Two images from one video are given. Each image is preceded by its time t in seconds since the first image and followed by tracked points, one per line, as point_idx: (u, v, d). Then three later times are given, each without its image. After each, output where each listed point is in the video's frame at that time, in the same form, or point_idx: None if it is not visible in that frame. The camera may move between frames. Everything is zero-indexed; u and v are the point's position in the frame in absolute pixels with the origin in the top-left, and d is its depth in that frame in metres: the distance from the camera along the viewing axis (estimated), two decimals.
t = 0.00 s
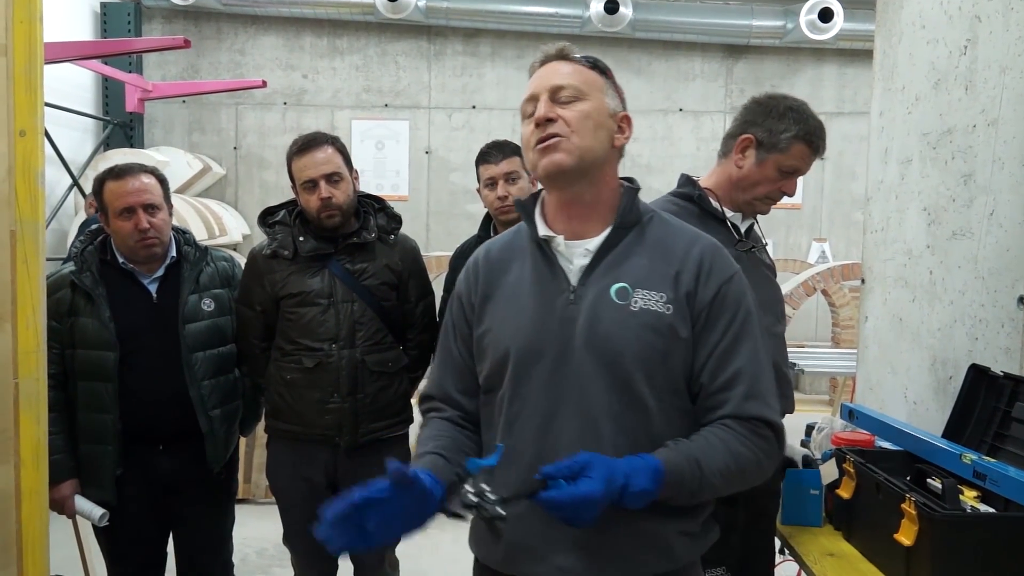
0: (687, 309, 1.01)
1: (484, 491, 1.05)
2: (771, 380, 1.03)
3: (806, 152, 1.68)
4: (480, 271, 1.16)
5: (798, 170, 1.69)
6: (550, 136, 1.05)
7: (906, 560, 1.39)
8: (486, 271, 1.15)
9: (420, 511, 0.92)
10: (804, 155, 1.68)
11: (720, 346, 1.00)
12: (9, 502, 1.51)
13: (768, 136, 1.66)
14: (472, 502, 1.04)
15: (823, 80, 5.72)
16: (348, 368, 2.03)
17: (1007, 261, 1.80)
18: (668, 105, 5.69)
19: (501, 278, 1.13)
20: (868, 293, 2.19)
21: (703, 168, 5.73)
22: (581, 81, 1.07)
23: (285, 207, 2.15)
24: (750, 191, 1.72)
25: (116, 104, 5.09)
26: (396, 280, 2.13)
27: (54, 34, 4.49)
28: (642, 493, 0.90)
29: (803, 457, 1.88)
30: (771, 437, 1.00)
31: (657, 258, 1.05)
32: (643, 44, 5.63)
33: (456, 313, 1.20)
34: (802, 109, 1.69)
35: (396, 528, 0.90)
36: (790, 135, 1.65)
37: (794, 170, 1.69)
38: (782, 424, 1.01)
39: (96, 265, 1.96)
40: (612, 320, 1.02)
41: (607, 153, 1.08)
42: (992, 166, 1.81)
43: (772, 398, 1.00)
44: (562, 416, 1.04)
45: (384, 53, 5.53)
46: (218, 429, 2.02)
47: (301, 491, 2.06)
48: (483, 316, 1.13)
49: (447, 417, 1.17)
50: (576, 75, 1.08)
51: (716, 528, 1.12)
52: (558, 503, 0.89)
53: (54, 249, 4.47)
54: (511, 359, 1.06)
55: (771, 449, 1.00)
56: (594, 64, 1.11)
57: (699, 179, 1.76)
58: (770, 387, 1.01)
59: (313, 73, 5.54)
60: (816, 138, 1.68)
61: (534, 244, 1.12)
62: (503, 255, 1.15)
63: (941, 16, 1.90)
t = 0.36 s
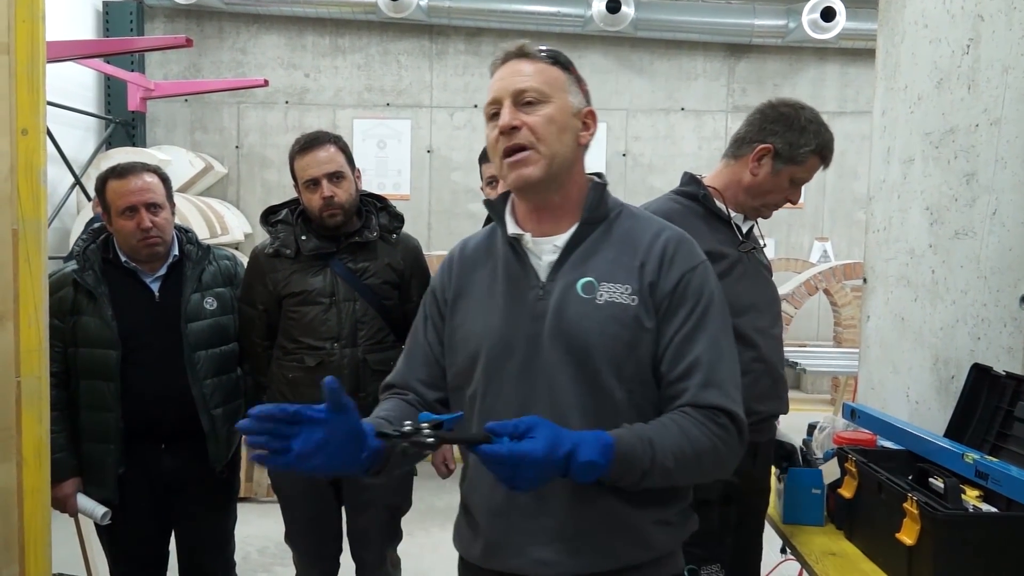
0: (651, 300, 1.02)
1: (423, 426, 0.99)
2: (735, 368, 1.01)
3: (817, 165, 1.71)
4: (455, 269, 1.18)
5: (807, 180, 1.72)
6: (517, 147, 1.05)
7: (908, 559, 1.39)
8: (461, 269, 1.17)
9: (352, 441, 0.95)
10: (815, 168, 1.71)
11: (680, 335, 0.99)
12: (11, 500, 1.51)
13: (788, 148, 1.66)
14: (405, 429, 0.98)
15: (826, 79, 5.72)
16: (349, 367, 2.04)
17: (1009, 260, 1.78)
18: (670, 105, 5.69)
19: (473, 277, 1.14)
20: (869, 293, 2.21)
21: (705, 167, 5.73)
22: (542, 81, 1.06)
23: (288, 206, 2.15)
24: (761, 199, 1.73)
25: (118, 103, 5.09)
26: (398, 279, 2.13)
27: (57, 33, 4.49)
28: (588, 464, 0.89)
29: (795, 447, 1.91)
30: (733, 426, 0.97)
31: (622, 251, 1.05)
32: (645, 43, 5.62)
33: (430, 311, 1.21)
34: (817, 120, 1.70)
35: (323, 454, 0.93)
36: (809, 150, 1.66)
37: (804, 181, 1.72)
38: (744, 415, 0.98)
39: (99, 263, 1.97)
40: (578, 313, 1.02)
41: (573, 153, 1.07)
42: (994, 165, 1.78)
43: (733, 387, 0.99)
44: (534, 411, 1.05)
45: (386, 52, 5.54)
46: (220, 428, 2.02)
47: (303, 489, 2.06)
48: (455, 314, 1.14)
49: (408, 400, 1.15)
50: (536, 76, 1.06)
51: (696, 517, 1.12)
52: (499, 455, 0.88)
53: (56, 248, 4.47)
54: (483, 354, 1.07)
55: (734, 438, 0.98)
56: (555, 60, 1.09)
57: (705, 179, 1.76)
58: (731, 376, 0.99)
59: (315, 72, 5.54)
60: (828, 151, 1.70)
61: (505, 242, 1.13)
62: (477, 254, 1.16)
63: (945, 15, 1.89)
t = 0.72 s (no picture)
0: (628, 295, 1.01)
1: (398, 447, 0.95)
2: (715, 361, 1.00)
3: (824, 166, 1.70)
4: (437, 270, 1.18)
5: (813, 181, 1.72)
6: (491, 153, 1.05)
7: (909, 557, 1.39)
8: (443, 270, 1.17)
9: (341, 472, 0.95)
10: (821, 169, 1.71)
11: (658, 329, 0.99)
12: (12, 497, 1.51)
13: (795, 149, 1.65)
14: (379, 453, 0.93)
15: (827, 75, 5.70)
16: (350, 364, 2.04)
17: (1011, 256, 1.77)
18: (671, 101, 5.68)
19: (455, 278, 1.15)
20: (871, 290, 2.21)
21: (707, 164, 5.73)
22: (513, 83, 1.05)
23: (289, 203, 2.15)
24: (766, 198, 1.72)
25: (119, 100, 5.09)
26: (399, 276, 2.13)
27: (59, 30, 4.49)
28: (568, 471, 0.88)
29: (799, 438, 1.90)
30: (712, 420, 0.97)
31: (600, 247, 1.05)
32: (646, 39, 5.61)
33: (414, 312, 1.22)
34: (825, 121, 1.69)
35: (316, 491, 0.93)
36: (815, 151, 1.65)
37: (809, 182, 1.71)
38: (724, 408, 0.98)
39: (100, 260, 1.97)
40: (556, 311, 1.02)
41: (548, 153, 1.08)
42: (997, 160, 1.78)
43: (713, 380, 0.98)
44: (517, 409, 1.05)
45: (387, 49, 5.53)
46: (221, 425, 2.02)
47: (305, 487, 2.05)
48: (438, 315, 1.15)
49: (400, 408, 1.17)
50: (507, 77, 1.05)
51: (681, 509, 1.12)
52: (477, 470, 0.87)
53: (57, 245, 4.48)
54: (464, 354, 1.08)
55: (714, 433, 0.97)
56: (525, 58, 1.08)
57: (708, 177, 1.76)
58: (711, 369, 0.99)
59: (316, 69, 5.54)
60: (835, 152, 1.70)
61: (484, 242, 1.12)
62: (458, 255, 1.16)
63: (947, 10, 1.88)
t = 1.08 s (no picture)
0: (622, 291, 1.01)
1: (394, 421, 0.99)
2: (710, 358, 1.00)
3: (824, 166, 1.70)
4: (433, 265, 1.18)
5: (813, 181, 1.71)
6: (487, 149, 1.04)
7: (908, 556, 1.39)
8: (438, 265, 1.17)
9: (319, 435, 0.96)
10: (822, 169, 1.71)
11: (651, 326, 0.98)
12: (13, 493, 1.51)
13: (796, 149, 1.65)
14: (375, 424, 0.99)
15: (829, 73, 5.70)
16: (351, 361, 2.05)
17: (1014, 256, 1.74)
18: (672, 99, 5.67)
19: (449, 273, 1.15)
20: (872, 289, 2.22)
21: (708, 162, 5.73)
22: (511, 81, 1.05)
23: (289, 200, 2.14)
24: (766, 197, 1.72)
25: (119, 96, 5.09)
26: (400, 274, 2.12)
27: (59, 26, 4.48)
28: (561, 455, 0.89)
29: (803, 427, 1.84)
30: (707, 416, 0.96)
31: (594, 243, 1.05)
32: (647, 36, 5.60)
33: (410, 308, 1.22)
34: (827, 121, 1.69)
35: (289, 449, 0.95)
36: (816, 150, 1.65)
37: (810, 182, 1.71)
38: (719, 404, 0.97)
39: (100, 257, 1.96)
40: (550, 307, 1.02)
41: (544, 151, 1.08)
42: (998, 159, 1.76)
43: (707, 377, 0.97)
44: (510, 404, 1.05)
45: (387, 46, 5.52)
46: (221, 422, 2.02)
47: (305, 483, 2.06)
48: (433, 310, 1.15)
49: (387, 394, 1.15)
50: (505, 75, 1.05)
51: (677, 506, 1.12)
52: (472, 447, 0.88)
53: (58, 241, 4.47)
54: (459, 350, 1.08)
55: (708, 429, 0.97)
56: (524, 56, 1.08)
57: (709, 176, 1.75)
58: (705, 365, 0.98)
59: (317, 66, 5.53)
60: (836, 152, 1.69)
61: (480, 240, 1.13)
62: (453, 251, 1.17)
63: (948, 9, 1.88)
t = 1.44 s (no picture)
0: (629, 292, 1.01)
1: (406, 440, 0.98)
2: (717, 360, 1.00)
3: (825, 167, 1.70)
4: (439, 262, 1.18)
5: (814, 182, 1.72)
6: (489, 147, 1.05)
7: (909, 556, 1.39)
8: (444, 263, 1.17)
9: (320, 434, 0.96)
10: (822, 169, 1.71)
11: (660, 327, 0.99)
12: (14, 492, 1.51)
13: (797, 150, 1.66)
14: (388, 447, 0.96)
15: (830, 73, 5.69)
16: (353, 360, 2.05)
17: (1015, 256, 1.73)
18: (673, 99, 5.67)
19: (455, 272, 1.15)
20: (873, 289, 2.22)
21: (709, 162, 5.72)
22: (516, 80, 1.05)
23: (291, 199, 2.14)
24: (767, 198, 1.72)
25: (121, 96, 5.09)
26: (402, 274, 2.13)
27: (61, 25, 4.49)
28: (572, 464, 0.89)
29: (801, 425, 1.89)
30: (714, 418, 0.97)
31: (601, 244, 1.05)
32: (648, 36, 5.60)
33: (413, 306, 1.22)
34: (828, 123, 1.70)
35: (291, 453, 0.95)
36: (818, 152, 1.66)
37: (811, 182, 1.71)
38: (726, 406, 0.98)
39: (102, 256, 1.97)
40: (556, 306, 1.02)
41: (549, 151, 1.08)
42: (999, 160, 1.76)
43: (715, 379, 0.98)
44: (514, 402, 1.05)
45: (389, 45, 5.52)
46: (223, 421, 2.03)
47: (306, 482, 2.06)
48: (437, 307, 1.15)
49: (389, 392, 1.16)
50: (511, 74, 1.05)
51: (678, 506, 1.12)
52: (484, 461, 0.88)
53: (60, 241, 4.48)
54: (464, 348, 1.08)
55: (716, 431, 0.97)
56: (531, 57, 1.08)
57: (711, 176, 1.75)
58: (713, 367, 0.98)
59: (319, 65, 5.53)
60: (836, 153, 1.70)
61: (486, 237, 1.13)
62: (459, 249, 1.17)
63: (950, 9, 1.89)
